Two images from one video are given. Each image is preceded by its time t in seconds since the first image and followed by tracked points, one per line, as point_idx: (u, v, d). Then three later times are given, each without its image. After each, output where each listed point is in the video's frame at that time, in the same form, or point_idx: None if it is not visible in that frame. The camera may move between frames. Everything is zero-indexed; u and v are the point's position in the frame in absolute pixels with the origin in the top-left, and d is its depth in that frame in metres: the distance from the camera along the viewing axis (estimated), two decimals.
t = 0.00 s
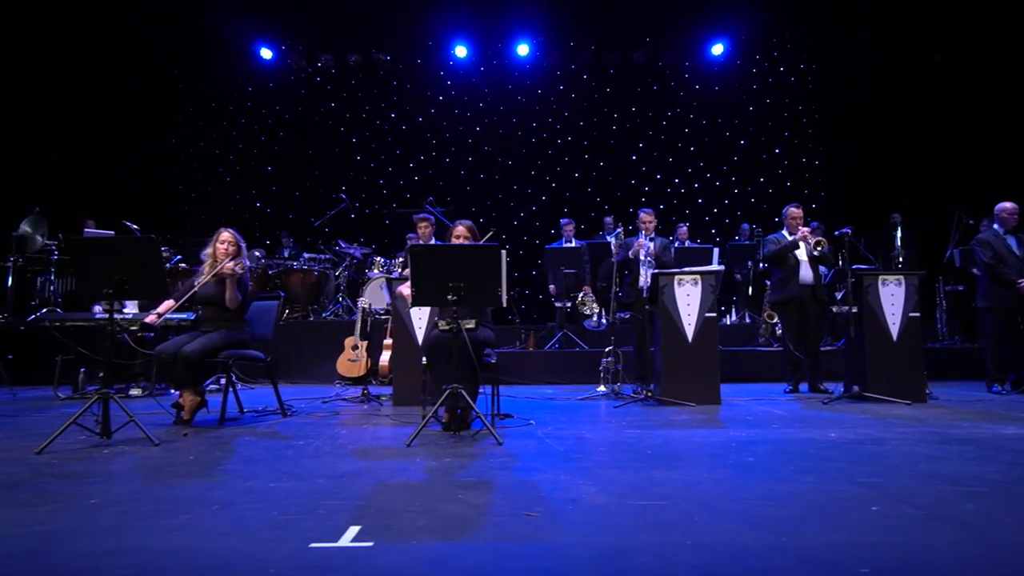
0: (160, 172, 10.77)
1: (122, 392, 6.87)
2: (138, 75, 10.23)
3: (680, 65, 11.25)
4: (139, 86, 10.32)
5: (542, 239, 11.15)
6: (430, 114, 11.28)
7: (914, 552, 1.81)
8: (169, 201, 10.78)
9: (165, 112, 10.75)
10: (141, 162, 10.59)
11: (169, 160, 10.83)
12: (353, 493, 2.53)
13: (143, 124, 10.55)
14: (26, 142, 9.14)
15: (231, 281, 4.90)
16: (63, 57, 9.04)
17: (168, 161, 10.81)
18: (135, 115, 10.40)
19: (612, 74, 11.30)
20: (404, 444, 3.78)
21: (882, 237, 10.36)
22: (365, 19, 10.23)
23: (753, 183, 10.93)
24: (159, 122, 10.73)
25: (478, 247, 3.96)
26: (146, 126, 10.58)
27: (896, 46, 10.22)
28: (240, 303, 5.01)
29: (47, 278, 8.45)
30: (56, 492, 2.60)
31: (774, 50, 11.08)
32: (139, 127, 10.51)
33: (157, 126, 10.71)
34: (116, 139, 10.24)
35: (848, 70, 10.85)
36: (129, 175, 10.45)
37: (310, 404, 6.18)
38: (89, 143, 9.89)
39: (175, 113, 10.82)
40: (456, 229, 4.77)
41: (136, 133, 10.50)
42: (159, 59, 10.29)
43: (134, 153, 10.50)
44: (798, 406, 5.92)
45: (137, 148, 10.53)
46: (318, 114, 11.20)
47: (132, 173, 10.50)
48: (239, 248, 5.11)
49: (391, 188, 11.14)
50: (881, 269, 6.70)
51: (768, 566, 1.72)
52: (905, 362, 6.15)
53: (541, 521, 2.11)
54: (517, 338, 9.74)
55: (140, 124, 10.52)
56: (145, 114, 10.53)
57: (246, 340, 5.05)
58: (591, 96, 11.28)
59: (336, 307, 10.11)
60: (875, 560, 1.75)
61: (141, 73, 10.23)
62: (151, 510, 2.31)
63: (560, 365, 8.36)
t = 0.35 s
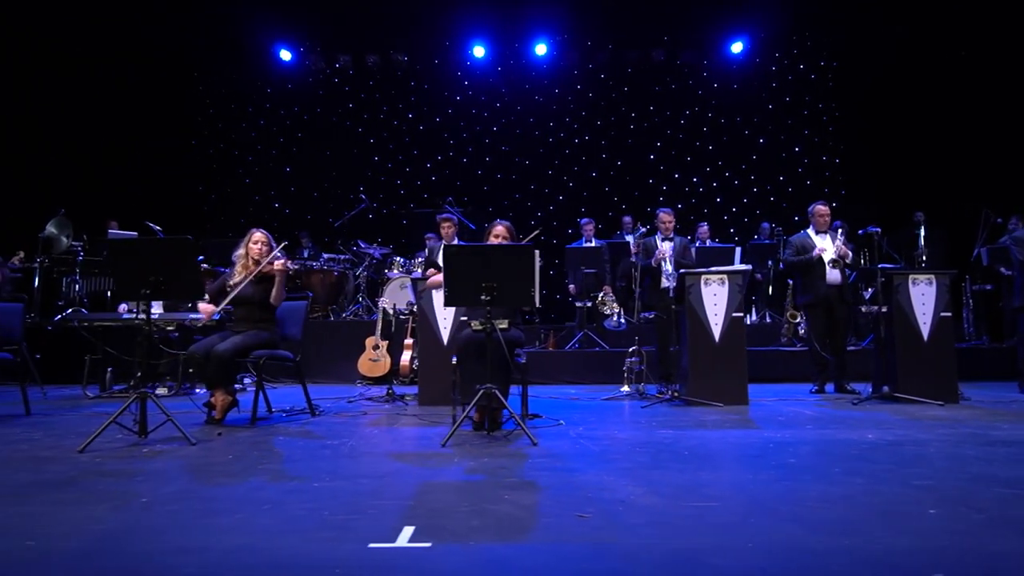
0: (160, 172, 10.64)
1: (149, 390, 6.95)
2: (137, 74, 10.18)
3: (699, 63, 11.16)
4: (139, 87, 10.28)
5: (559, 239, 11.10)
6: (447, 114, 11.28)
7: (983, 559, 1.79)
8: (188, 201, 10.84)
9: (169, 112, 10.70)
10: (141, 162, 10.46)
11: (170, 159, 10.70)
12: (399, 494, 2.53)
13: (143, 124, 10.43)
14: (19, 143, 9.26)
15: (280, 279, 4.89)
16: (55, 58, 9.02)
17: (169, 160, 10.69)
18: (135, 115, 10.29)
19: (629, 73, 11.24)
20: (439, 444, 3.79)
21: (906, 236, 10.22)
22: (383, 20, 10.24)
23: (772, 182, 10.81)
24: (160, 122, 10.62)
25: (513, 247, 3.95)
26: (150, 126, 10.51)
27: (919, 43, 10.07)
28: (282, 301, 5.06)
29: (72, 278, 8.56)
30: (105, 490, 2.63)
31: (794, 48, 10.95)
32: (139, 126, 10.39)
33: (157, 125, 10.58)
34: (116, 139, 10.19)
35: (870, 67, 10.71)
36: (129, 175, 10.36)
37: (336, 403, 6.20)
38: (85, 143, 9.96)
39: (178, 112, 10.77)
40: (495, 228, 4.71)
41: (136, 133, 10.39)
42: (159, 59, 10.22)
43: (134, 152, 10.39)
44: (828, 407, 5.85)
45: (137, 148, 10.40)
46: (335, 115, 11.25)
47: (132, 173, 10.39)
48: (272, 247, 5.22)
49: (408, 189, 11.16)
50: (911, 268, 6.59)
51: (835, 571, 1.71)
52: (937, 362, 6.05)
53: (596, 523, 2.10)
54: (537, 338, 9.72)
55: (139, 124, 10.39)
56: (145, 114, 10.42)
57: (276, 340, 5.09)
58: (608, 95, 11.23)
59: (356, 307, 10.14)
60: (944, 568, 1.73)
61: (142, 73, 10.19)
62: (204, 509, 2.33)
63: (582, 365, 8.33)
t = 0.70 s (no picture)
0: (160, 172, 10.51)
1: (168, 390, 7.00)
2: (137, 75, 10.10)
3: (713, 62, 11.11)
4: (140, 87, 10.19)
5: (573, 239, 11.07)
6: (460, 114, 11.29)
7: None
8: (202, 201, 10.89)
9: (171, 112, 10.58)
10: (141, 162, 10.32)
11: (170, 159, 10.59)
12: (440, 492, 2.54)
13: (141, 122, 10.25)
14: (17, 142, 9.22)
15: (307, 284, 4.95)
16: (59, 58, 9.14)
17: (169, 160, 10.56)
18: (135, 115, 10.16)
19: (642, 71, 11.21)
20: (469, 444, 3.79)
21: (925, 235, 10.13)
22: (397, 20, 10.26)
23: (787, 181, 10.74)
24: (160, 122, 10.46)
25: (541, 246, 3.97)
26: (153, 126, 10.36)
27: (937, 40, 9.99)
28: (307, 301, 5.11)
29: (91, 278, 8.59)
30: (147, 488, 2.65)
31: (808, 46, 10.88)
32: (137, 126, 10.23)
33: (156, 125, 10.41)
34: (116, 139, 10.06)
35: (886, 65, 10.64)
36: (129, 175, 10.23)
37: (358, 403, 6.22)
38: (85, 143, 9.85)
39: (178, 112, 10.67)
40: (525, 229, 4.84)
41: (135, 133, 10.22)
42: (160, 60, 10.11)
43: (134, 152, 10.26)
44: (853, 406, 5.80)
45: (137, 148, 10.26)
46: (349, 115, 11.28)
47: (132, 173, 10.27)
48: (292, 247, 5.21)
49: (421, 189, 11.18)
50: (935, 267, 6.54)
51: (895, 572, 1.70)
52: (963, 362, 5.98)
53: (644, 522, 2.10)
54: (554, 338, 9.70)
55: (138, 123, 10.24)
56: (145, 113, 10.27)
57: (301, 340, 5.11)
58: (621, 94, 11.20)
59: (372, 307, 10.16)
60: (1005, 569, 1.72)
61: (144, 75, 10.13)
62: (249, 507, 2.34)
63: (599, 365, 8.31)
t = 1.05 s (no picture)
0: (160, 172, 10.21)
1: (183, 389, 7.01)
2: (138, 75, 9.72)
3: (722, 61, 11.08)
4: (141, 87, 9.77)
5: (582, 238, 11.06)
6: (469, 114, 11.28)
7: None
8: (213, 201, 10.90)
9: (171, 111, 10.25)
10: (141, 162, 9.96)
11: (170, 159, 10.29)
12: (483, 490, 2.55)
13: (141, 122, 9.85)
14: (17, 143, 8.45)
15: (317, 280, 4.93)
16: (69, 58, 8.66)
17: (169, 160, 10.26)
18: (135, 115, 9.73)
19: (652, 71, 11.18)
20: (499, 443, 3.78)
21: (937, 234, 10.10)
22: (408, 20, 10.26)
23: (797, 180, 10.71)
24: (160, 122, 10.12)
25: (568, 245, 3.96)
26: (155, 126, 10.03)
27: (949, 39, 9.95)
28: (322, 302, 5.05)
29: (104, 278, 8.51)
30: (187, 487, 2.67)
31: (818, 44, 10.84)
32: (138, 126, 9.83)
33: (157, 125, 10.06)
34: (116, 139, 9.61)
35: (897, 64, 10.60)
36: (129, 175, 9.86)
37: (376, 403, 6.21)
38: (85, 143, 9.28)
39: (178, 112, 10.38)
40: (547, 228, 4.84)
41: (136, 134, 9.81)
42: (160, 60, 9.82)
43: (134, 152, 9.87)
44: (874, 406, 5.78)
45: (137, 148, 9.87)
46: (358, 115, 11.29)
47: (132, 173, 9.90)
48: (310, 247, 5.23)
49: (431, 188, 11.18)
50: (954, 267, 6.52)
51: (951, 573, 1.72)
52: (985, 362, 5.96)
53: (692, 521, 2.11)
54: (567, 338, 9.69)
55: (138, 123, 9.83)
56: (145, 113, 9.87)
57: (322, 339, 5.11)
58: (631, 93, 11.17)
59: (384, 307, 10.13)
60: None
61: (145, 74, 9.74)
62: (295, 506, 2.35)
63: (613, 365, 8.29)
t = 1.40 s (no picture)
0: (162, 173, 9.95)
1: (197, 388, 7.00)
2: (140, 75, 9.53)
3: (729, 60, 11.06)
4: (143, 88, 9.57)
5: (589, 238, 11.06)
6: (475, 113, 11.28)
7: None
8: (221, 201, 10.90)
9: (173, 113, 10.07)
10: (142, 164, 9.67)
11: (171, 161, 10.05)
12: (522, 489, 2.56)
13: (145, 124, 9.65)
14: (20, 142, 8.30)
15: (328, 277, 4.94)
16: (70, 56, 8.54)
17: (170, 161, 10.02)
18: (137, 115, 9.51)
19: (659, 70, 11.16)
20: (525, 442, 3.78)
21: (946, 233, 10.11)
22: (416, 20, 10.25)
23: (804, 179, 10.71)
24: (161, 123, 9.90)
25: (592, 244, 3.96)
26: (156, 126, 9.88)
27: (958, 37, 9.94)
28: (335, 299, 5.06)
29: (114, 277, 8.36)
30: (225, 487, 2.68)
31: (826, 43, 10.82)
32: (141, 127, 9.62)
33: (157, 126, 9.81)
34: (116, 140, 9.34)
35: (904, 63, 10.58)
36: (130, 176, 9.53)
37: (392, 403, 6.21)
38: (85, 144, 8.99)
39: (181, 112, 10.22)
40: (564, 228, 4.83)
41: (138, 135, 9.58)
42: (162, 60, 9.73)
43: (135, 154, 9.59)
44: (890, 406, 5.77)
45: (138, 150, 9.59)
46: (364, 114, 11.29)
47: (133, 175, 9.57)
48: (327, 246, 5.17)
49: (438, 188, 11.18)
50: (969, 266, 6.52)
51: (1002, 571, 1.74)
52: (1002, 361, 5.95)
53: (737, 521, 2.13)
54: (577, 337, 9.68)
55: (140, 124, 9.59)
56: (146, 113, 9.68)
57: (341, 338, 5.11)
58: (638, 92, 11.16)
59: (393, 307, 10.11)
60: None
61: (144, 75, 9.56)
62: (339, 505, 2.37)
63: (624, 365, 8.28)
